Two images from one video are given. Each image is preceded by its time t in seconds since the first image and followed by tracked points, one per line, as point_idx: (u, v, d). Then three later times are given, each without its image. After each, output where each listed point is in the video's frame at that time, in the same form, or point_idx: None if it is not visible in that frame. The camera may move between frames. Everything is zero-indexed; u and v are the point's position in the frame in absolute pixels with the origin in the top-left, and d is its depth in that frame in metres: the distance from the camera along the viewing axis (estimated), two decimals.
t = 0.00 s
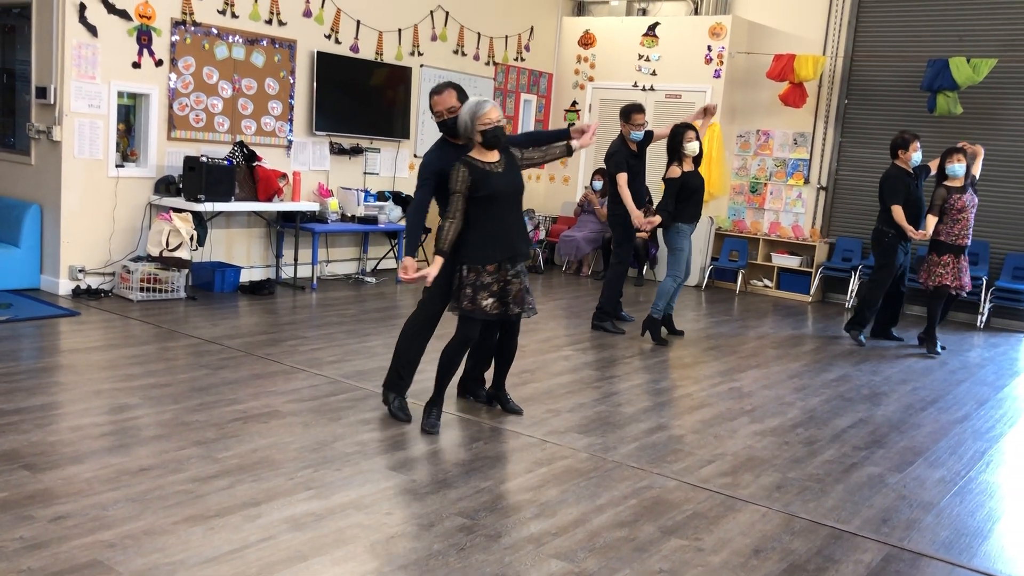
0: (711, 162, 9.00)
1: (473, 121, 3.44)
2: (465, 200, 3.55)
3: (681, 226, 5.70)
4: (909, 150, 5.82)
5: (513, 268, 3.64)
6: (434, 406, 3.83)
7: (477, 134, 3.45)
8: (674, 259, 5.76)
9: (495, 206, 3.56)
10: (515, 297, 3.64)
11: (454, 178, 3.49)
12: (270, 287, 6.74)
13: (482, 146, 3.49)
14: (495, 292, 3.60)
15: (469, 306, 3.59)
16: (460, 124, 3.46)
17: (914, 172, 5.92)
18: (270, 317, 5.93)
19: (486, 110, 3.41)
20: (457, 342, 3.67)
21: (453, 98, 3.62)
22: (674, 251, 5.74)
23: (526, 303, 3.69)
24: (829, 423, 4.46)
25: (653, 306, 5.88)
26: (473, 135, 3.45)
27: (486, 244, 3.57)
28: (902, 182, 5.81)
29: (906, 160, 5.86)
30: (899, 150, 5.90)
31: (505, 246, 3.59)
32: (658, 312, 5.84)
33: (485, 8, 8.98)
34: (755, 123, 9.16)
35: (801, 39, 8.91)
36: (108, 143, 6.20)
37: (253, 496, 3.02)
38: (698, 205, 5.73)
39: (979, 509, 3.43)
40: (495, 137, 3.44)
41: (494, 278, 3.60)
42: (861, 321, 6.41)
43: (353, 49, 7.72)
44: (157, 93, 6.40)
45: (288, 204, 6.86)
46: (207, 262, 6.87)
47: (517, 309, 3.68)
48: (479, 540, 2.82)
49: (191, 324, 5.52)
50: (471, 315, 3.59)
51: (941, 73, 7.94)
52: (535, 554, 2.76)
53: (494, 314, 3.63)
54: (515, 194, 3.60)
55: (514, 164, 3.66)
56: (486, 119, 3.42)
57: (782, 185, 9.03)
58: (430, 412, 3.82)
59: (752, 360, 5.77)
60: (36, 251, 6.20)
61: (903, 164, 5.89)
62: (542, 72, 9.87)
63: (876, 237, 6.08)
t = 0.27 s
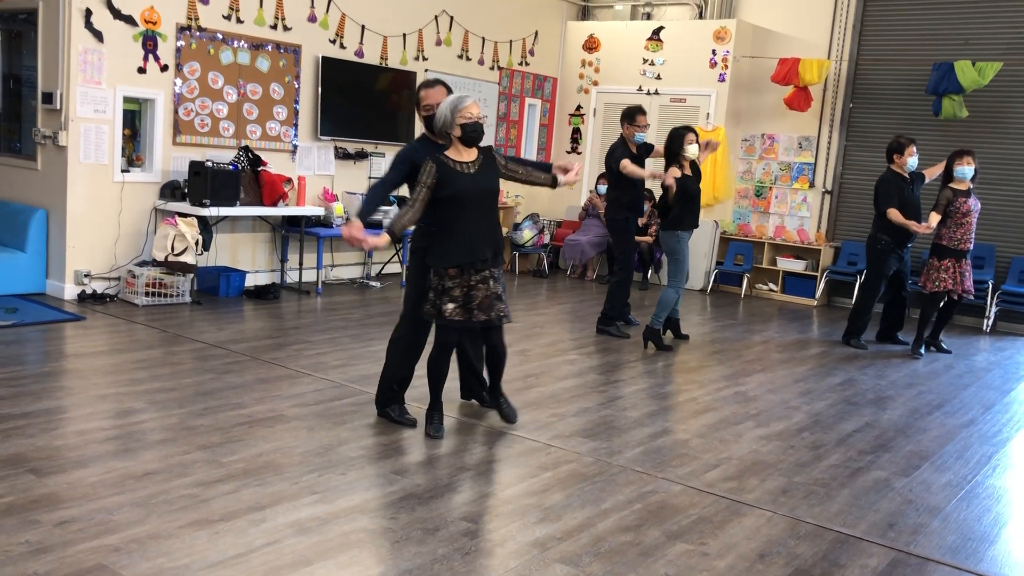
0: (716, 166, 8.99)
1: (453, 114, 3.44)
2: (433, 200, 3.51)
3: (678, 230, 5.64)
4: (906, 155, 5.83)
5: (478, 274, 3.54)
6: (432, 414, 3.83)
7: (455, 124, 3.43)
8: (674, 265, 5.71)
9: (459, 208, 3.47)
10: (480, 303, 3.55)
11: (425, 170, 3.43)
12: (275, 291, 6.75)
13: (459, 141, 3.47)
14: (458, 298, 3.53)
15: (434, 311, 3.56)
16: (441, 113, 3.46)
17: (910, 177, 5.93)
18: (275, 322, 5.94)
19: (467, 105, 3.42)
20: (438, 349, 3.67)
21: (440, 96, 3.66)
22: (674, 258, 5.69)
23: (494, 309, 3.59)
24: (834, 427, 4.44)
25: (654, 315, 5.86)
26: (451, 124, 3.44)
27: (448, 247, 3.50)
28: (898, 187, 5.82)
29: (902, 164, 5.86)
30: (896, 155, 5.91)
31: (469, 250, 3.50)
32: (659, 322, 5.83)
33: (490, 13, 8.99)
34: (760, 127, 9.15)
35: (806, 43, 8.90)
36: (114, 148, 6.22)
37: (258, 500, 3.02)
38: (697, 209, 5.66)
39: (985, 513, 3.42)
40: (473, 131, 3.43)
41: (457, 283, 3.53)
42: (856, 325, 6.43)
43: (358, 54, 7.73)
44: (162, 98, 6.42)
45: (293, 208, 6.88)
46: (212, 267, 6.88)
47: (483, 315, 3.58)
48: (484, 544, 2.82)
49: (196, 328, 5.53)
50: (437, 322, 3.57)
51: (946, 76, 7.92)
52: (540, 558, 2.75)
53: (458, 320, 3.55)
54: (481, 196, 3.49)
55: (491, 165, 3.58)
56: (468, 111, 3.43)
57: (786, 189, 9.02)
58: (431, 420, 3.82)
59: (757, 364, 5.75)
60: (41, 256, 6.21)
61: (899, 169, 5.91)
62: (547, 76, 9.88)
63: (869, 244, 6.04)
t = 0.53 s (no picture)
0: (725, 168, 8.93)
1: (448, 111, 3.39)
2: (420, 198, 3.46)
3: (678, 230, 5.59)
4: (903, 156, 5.83)
5: (458, 282, 3.42)
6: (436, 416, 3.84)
7: (449, 120, 3.37)
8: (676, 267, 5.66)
9: (439, 209, 3.38)
10: (456, 312, 3.42)
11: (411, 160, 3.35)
12: (285, 294, 6.77)
13: (451, 143, 3.41)
14: (436, 305, 3.44)
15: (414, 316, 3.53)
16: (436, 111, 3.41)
17: (909, 179, 5.93)
18: (285, 325, 5.95)
19: (462, 105, 3.36)
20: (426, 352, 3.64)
21: (430, 94, 3.64)
22: (676, 260, 5.64)
23: (470, 319, 3.44)
24: (844, 430, 4.43)
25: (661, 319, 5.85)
26: (445, 126, 3.38)
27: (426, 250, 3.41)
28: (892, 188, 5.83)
29: (900, 166, 5.87)
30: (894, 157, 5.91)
31: (445, 256, 3.37)
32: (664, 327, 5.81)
33: (498, 16, 9.01)
34: (769, 129, 9.14)
35: (815, 45, 8.88)
36: (124, 152, 6.25)
37: (267, 503, 3.03)
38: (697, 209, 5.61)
39: (996, 517, 3.40)
40: (467, 134, 3.37)
41: (435, 289, 3.45)
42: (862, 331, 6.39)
43: (367, 58, 7.75)
44: (172, 102, 6.45)
45: (302, 211, 6.90)
46: (221, 270, 6.91)
47: (458, 325, 3.44)
48: (493, 546, 2.82)
49: (206, 331, 5.55)
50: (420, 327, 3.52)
51: (956, 78, 7.90)
52: (548, 561, 2.75)
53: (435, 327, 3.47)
54: (460, 199, 3.39)
55: (483, 171, 3.47)
56: (462, 112, 3.36)
57: (795, 191, 9.01)
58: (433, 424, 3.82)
59: (766, 367, 5.74)
60: (52, 259, 6.24)
61: (898, 171, 5.90)
62: (555, 79, 9.89)
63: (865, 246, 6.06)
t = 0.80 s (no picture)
0: (737, 169, 8.92)
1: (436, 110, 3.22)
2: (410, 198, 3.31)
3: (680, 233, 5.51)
4: (912, 157, 5.80)
5: (448, 289, 3.28)
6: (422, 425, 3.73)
7: (442, 113, 3.20)
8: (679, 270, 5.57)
9: (429, 211, 3.24)
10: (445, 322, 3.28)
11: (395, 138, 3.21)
12: (297, 295, 6.79)
13: (440, 146, 3.24)
14: (424, 314, 3.30)
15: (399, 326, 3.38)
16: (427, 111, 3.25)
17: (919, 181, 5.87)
18: (297, 326, 5.97)
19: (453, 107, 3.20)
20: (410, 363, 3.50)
21: (426, 95, 3.51)
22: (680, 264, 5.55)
23: (463, 329, 3.31)
24: (857, 432, 4.41)
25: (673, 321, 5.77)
26: (435, 127, 3.21)
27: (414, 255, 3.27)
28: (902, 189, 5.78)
29: (908, 167, 5.82)
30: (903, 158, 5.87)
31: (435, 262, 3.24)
32: (677, 329, 5.75)
33: (509, 18, 9.01)
34: (781, 130, 9.11)
35: (827, 46, 8.85)
36: (137, 154, 6.29)
37: (280, 503, 3.04)
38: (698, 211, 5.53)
39: (1011, 519, 3.38)
40: (457, 136, 3.21)
41: (425, 297, 3.30)
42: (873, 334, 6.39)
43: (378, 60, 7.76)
44: (185, 105, 6.48)
45: (315, 213, 6.92)
46: (234, 272, 6.94)
47: (450, 336, 3.30)
48: (505, 548, 2.83)
49: (219, 333, 5.58)
50: (406, 336, 3.36)
51: (970, 78, 7.85)
52: (561, 562, 2.75)
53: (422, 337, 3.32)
54: (451, 201, 3.24)
55: (476, 173, 3.32)
56: (453, 114, 3.21)
57: (808, 192, 8.97)
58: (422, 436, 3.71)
59: (779, 368, 5.71)
60: (66, 260, 6.28)
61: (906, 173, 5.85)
62: (566, 80, 9.88)
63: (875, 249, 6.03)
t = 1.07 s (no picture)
0: (751, 169, 8.87)
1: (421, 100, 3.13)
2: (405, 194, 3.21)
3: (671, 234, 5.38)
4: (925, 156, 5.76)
5: (449, 287, 3.21)
6: (365, 438, 3.46)
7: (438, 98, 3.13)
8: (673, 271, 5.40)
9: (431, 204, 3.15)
10: (447, 322, 3.19)
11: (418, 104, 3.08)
12: (310, 296, 6.82)
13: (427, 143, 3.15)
14: (425, 314, 3.18)
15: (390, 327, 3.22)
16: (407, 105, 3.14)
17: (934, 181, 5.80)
18: (310, 326, 5.99)
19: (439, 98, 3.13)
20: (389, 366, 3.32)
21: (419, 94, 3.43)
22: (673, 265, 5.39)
23: (467, 329, 3.22)
24: (871, 433, 4.39)
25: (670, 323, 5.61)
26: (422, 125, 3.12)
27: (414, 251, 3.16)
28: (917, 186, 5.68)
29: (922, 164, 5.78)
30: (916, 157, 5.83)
31: (438, 258, 3.16)
32: (676, 330, 5.58)
33: (521, 18, 9.02)
34: (794, 129, 9.08)
35: (840, 45, 8.81)
36: (152, 156, 6.33)
37: (294, 503, 3.05)
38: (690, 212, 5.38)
39: None
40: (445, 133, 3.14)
41: (425, 296, 3.18)
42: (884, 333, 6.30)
43: (391, 61, 7.78)
44: (198, 106, 6.51)
45: (328, 214, 6.94)
46: (248, 272, 6.97)
47: (455, 335, 3.21)
48: (518, 548, 2.83)
49: (233, 333, 5.60)
50: (400, 338, 3.21)
51: (985, 76, 7.80)
52: (573, 563, 2.75)
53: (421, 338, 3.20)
54: (449, 192, 3.17)
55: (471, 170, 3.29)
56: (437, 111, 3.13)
57: (822, 192, 8.93)
58: (365, 445, 3.45)
59: (792, 369, 5.69)
60: (82, 261, 6.33)
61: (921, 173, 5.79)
62: (579, 81, 9.87)
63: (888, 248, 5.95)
